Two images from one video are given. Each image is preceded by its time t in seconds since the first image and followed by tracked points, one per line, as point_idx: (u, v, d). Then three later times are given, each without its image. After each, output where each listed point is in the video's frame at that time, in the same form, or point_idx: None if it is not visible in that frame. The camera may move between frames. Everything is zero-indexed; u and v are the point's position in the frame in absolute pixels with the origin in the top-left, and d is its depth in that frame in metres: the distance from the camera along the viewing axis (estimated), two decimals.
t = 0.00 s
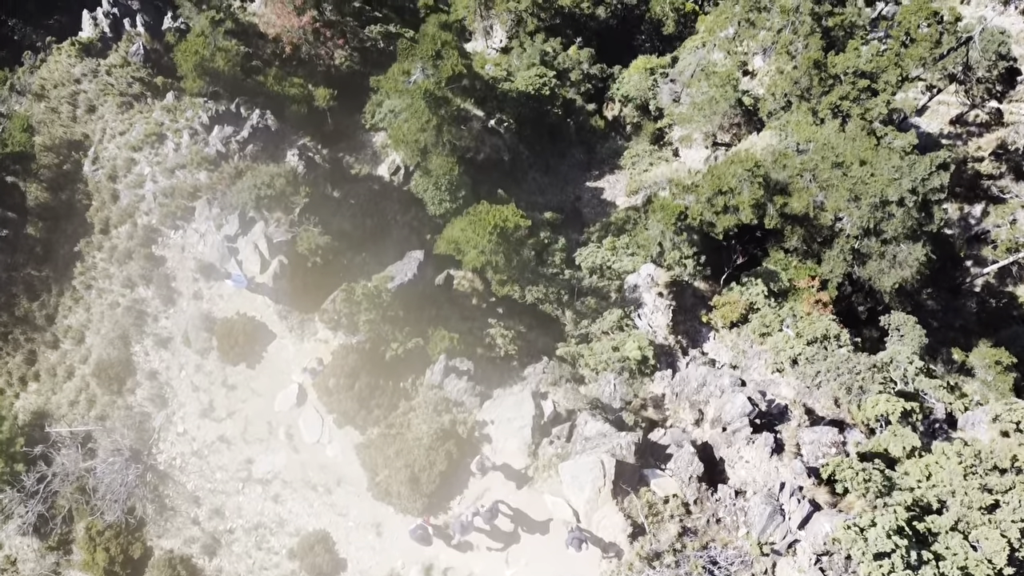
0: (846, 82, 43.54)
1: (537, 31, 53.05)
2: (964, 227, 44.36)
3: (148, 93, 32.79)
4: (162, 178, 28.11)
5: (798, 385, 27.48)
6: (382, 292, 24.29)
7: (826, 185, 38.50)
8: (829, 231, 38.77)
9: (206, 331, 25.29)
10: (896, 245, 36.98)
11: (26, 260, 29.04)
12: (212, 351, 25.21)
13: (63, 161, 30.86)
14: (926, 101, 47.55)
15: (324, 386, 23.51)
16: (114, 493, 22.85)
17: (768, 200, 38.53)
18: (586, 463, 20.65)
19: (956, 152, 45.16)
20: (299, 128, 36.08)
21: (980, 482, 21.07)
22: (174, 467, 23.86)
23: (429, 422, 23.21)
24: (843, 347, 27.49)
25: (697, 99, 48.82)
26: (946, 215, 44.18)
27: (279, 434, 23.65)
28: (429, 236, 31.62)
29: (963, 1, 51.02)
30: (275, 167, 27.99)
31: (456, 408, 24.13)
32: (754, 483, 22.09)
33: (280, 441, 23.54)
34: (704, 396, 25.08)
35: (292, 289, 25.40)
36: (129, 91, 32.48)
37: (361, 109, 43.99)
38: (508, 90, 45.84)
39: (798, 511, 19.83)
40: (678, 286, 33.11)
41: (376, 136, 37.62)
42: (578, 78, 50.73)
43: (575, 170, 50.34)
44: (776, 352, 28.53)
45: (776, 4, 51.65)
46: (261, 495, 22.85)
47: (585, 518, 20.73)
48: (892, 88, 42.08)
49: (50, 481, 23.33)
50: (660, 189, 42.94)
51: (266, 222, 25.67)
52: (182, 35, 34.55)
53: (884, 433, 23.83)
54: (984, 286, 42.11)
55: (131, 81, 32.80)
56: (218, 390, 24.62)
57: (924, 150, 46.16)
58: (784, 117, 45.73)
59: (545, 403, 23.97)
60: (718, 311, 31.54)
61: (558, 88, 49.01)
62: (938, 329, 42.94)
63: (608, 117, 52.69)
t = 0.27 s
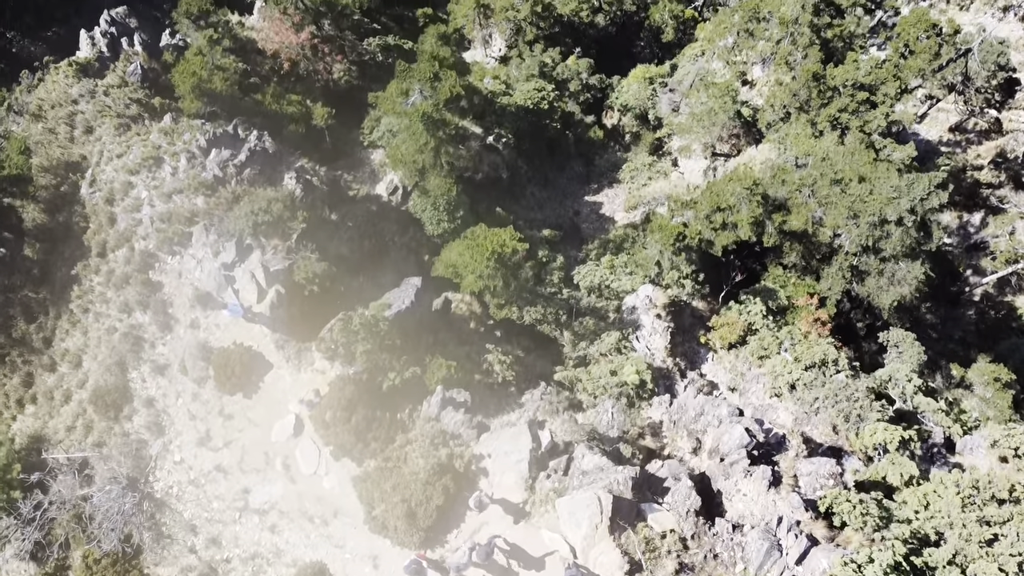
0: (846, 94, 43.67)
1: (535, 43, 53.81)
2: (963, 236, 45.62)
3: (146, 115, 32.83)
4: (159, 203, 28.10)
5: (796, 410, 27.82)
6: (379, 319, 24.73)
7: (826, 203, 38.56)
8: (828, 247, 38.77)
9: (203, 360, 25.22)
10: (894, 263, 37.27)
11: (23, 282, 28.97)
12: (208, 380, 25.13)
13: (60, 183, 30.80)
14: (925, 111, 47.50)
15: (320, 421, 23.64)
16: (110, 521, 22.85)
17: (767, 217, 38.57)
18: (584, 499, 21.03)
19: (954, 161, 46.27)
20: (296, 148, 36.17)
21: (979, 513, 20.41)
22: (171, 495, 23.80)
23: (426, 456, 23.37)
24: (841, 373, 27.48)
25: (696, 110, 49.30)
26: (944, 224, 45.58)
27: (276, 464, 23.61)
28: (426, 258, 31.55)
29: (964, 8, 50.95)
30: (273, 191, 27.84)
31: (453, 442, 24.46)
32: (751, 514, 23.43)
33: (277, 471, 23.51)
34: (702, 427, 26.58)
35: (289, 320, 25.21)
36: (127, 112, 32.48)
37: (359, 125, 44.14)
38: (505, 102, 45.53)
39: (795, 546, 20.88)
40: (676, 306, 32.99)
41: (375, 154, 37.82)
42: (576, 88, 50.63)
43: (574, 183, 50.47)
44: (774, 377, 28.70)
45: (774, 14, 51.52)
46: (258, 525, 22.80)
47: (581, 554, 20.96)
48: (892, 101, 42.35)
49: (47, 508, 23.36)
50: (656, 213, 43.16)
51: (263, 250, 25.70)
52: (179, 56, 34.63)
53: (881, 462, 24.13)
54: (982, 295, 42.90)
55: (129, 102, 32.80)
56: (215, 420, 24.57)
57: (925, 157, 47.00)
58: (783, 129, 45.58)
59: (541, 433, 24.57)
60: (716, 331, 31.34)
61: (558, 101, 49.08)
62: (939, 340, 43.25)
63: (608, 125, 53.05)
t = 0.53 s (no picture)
0: (845, 106, 44.60)
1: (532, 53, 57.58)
2: (962, 245, 46.23)
3: (142, 137, 32.76)
4: (155, 229, 28.03)
5: (796, 438, 27.58)
6: (377, 352, 24.36)
7: (826, 221, 38.42)
8: (827, 266, 39.44)
9: (198, 391, 25.10)
10: (893, 283, 37.35)
11: (19, 306, 28.80)
12: (204, 412, 24.98)
13: (56, 206, 30.65)
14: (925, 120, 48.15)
15: (317, 455, 23.48)
16: (105, 552, 22.71)
17: (765, 237, 38.88)
18: (581, 540, 21.11)
19: (953, 170, 47.04)
20: (294, 168, 36.17)
21: (978, 547, 21.21)
22: (167, 526, 23.71)
23: (422, 493, 23.21)
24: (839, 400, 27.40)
25: (694, 122, 50.98)
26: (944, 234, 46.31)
27: (272, 497, 23.49)
28: (424, 281, 31.32)
29: (964, 14, 54.28)
30: (268, 217, 27.70)
31: (449, 477, 24.49)
32: (749, 552, 23.43)
33: (273, 504, 23.39)
34: (700, 458, 26.84)
35: (285, 351, 25.07)
36: (123, 135, 32.41)
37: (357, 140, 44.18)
38: (505, 119, 46.00)
39: None
40: (675, 329, 33.46)
41: (373, 172, 37.89)
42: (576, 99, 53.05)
43: (574, 197, 50.40)
44: (773, 405, 28.53)
45: (773, 25, 53.07)
46: (253, 559, 22.71)
47: None
48: (891, 114, 43.47)
49: (42, 539, 23.04)
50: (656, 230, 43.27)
51: (260, 278, 25.53)
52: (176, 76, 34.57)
53: (879, 494, 24.24)
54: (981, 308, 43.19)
55: (124, 124, 32.69)
56: (211, 452, 24.43)
57: (924, 165, 48.05)
58: (783, 142, 46.89)
59: (540, 467, 25.09)
60: (716, 353, 31.42)
61: (558, 115, 49.26)
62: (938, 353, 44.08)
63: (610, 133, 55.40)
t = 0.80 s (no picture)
0: (844, 120, 45.34)
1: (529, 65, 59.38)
2: (963, 254, 46.86)
3: (136, 160, 32.48)
4: (149, 257, 27.86)
5: (796, 468, 27.52)
6: (370, 383, 24.61)
7: (827, 239, 38.29)
8: (827, 284, 38.71)
9: (190, 426, 24.73)
10: (895, 303, 36.96)
11: (11, 331, 28.41)
12: (196, 448, 24.60)
13: (49, 230, 30.35)
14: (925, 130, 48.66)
15: (311, 495, 23.18)
16: None
17: (766, 257, 38.76)
18: None
19: (953, 179, 47.78)
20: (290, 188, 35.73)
21: None
22: (160, 561, 23.37)
23: (417, 535, 22.96)
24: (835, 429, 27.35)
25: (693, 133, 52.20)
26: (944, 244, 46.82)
27: (266, 534, 23.16)
28: (421, 304, 30.98)
29: (964, 21, 54.23)
30: (263, 244, 27.49)
31: (445, 518, 24.35)
32: None
33: (267, 542, 23.07)
34: (699, 493, 26.82)
35: (279, 385, 24.92)
36: (117, 158, 32.11)
37: (354, 157, 43.99)
38: (503, 134, 45.81)
39: None
40: (675, 352, 33.24)
41: (370, 191, 37.64)
42: (575, 110, 54.97)
43: (574, 212, 50.22)
44: (773, 434, 28.38)
45: (774, 36, 53.41)
46: None
47: None
48: (891, 127, 44.04)
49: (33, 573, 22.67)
50: (657, 251, 42.62)
51: (254, 309, 25.60)
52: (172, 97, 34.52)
53: (880, 527, 23.94)
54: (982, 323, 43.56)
55: (118, 147, 32.49)
56: (204, 487, 24.07)
57: (924, 173, 48.54)
58: (783, 156, 47.46)
59: (536, 504, 25.09)
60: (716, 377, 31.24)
61: (557, 130, 49.21)
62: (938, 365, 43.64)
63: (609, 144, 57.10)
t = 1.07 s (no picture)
0: (846, 130, 44.87)
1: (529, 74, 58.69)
2: (965, 263, 45.96)
3: (127, 182, 31.93)
4: (138, 285, 27.58)
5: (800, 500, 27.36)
6: (364, 422, 24.43)
7: (829, 258, 37.77)
8: (829, 303, 38.09)
9: (180, 465, 24.15)
10: (899, 324, 36.46)
11: None
12: (185, 486, 23.98)
13: (38, 254, 29.77)
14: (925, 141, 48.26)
15: (301, 539, 22.63)
16: None
17: (767, 277, 38.40)
18: None
19: (954, 188, 47.58)
20: (284, 209, 35.04)
21: None
22: None
23: None
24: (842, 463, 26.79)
25: (693, 145, 52.06)
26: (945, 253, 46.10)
27: None
28: (417, 329, 30.59)
29: (965, 27, 54.91)
30: (255, 272, 26.99)
31: (440, 562, 24.27)
32: None
33: None
34: (701, 532, 27.55)
35: (269, 422, 24.48)
36: (106, 182, 31.58)
37: (350, 173, 43.51)
38: (501, 149, 45.52)
39: None
40: (676, 377, 32.95)
41: (365, 210, 37.13)
42: (574, 120, 55.18)
43: (573, 227, 49.80)
44: (777, 465, 27.93)
45: (774, 47, 53.62)
46: None
47: None
48: (894, 139, 43.31)
49: None
50: (657, 271, 42.24)
51: (244, 341, 25.41)
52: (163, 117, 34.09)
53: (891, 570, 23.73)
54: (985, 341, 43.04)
55: (108, 170, 32.00)
56: (192, 527, 23.40)
57: (924, 182, 48.49)
58: (784, 169, 47.49)
59: (535, 546, 25.94)
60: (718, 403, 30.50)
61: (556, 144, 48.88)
62: (939, 379, 43.66)
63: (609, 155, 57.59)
